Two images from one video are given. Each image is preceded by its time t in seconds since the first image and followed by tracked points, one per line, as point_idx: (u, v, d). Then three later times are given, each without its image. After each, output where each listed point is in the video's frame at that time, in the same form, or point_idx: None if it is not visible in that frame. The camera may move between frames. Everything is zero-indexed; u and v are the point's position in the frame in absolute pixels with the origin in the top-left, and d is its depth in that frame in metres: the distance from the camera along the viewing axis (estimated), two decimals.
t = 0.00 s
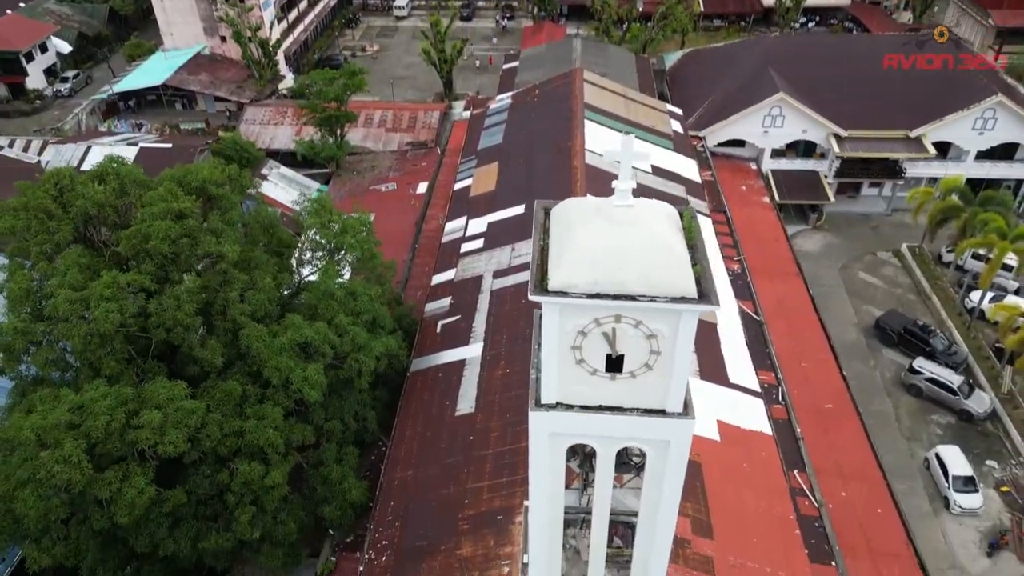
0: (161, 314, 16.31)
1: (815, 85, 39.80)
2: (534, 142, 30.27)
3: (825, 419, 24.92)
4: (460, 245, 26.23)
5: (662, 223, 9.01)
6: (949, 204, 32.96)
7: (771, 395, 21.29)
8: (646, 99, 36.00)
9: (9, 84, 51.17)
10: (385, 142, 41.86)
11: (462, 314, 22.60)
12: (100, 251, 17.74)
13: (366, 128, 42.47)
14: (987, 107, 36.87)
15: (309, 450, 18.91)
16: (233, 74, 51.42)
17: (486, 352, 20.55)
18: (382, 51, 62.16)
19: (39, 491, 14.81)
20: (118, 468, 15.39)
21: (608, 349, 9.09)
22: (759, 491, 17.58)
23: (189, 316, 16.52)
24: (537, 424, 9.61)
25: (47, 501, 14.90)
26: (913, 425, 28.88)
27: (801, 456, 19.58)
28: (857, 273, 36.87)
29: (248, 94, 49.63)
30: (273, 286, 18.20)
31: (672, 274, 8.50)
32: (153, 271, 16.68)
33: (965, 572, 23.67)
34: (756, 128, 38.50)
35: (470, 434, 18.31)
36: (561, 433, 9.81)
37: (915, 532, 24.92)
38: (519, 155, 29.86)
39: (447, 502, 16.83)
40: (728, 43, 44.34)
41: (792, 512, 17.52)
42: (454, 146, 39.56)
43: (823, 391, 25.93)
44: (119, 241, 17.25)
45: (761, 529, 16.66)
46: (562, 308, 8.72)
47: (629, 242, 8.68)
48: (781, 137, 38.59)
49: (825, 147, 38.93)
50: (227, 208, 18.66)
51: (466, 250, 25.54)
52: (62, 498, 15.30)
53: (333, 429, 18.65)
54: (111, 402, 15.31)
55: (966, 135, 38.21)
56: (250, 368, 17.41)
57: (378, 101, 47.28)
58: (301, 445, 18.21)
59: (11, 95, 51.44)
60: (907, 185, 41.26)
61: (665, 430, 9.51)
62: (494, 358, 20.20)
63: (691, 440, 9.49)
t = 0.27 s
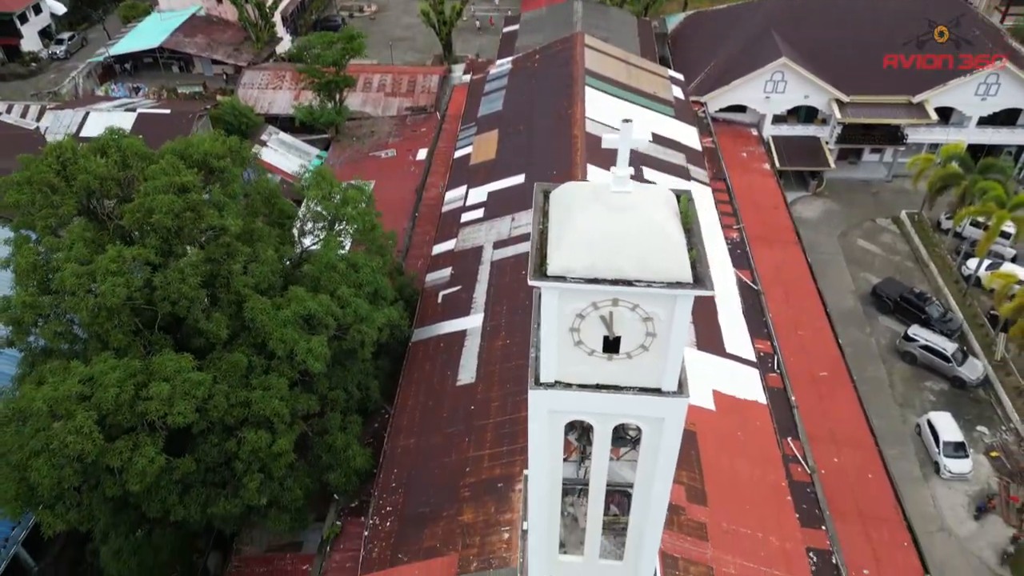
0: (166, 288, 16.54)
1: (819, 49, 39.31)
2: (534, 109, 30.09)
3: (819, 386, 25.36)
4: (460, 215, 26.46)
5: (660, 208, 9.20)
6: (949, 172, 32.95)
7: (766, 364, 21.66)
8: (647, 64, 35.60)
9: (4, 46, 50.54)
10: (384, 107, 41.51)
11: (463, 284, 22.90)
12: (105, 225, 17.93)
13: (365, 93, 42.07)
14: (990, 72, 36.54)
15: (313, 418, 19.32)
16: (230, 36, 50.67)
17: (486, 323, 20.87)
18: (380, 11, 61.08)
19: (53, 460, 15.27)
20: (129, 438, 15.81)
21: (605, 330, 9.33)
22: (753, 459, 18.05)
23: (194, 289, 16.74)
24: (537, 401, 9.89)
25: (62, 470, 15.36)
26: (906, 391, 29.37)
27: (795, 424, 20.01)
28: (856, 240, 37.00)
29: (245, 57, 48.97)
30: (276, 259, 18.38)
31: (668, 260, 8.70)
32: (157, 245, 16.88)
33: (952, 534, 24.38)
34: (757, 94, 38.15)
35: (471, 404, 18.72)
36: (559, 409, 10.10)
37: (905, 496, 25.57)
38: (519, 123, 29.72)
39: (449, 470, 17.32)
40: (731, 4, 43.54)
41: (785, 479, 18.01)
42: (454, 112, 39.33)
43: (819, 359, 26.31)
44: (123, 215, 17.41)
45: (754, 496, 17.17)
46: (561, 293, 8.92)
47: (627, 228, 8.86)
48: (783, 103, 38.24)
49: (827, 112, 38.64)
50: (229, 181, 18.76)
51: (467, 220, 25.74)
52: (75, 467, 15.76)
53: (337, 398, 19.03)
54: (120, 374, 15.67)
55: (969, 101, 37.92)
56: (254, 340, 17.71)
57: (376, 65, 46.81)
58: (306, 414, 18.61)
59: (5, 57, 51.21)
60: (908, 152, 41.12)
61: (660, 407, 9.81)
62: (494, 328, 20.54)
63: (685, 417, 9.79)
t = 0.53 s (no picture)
0: (172, 261, 16.78)
1: (823, 13, 38.82)
2: (534, 76, 29.90)
3: (814, 354, 25.80)
4: (461, 184, 26.65)
5: (658, 193, 9.41)
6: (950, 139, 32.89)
7: (762, 333, 22.00)
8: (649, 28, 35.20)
9: None
10: (384, 72, 41.11)
11: (464, 254, 23.25)
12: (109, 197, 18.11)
13: (364, 57, 41.62)
14: (995, 37, 36.19)
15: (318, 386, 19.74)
16: None
17: (487, 294, 21.17)
18: None
19: (67, 429, 15.73)
20: (139, 407, 16.23)
21: (603, 311, 9.60)
22: (747, 427, 18.51)
23: (199, 262, 16.96)
24: (537, 377, 10.21)
25: (76, 439, 15.83)
26: (900, 358, 29.81)
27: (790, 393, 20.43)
28: (855, 206, 37.06)
29: (242, 19, 48.27)
30: (279, 230, 18.55)
31: (665, 244, 8.95)
32: (161, 218, 17.07)
33: (941, 497, 25.04)
34: (760, 59, 37.78)
35: (472, 374, 19.12)
36: (558, 385, 10.43)
37: (895, 461, 26.18)
38: (519, 90, 29.56)
39: (450, 438, 17.80)
40: None
41: (778, 446, 18.49)
42: (454, 77, 39.00)
43: (815, 327, 26.67)
44: (127, 187, 17.57)
45: (748, 462, 17.66)
46: (560, 275, 9.17)
47: (625, 213, 9.08)
48: (786, 68, 37.86)
49: (829, 78, 38.33)
50: (231, 152, 18.85)
51: (467, 189, 25.98)
52: (89, 436, 16.22)
53: (341, 367, 19.41)
54: (130, 346, 16.02)
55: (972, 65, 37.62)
56: (260, 311, 18.01)
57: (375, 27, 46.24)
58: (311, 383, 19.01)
59: None
60: (910, 117, 40.89)
61: (656, 384, 10.13)
62: (495, 299, 20.88)
63: (680, 393, 10.11)
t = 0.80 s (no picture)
0: (177, 234, 17.01)
1: None
2: (535, 41, 29.64)
3: (810, 321, 26.18)
4: (461, 152, 26.90)
5: (656, 177, 9.63)
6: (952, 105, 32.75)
7: (760, 302, 22.30)
8: None
9: None
10: (383, 35, 40.58)
11: (465, 224, 23.59)
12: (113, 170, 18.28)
13: (363, 19, 41.06)
14: None
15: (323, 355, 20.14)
16: None
17: (488, 264, 21.54)
18: None
19: (80, 399, 16.17)
20: (149, 378, 16.63)
21: (602, 291, 9.87)
22: (742, 396, 18.96)
23: (204, 235, 17.18)
24: (538, 354, 10.53)
25: (89, 408, 16.30)
26: (896, 324, 30.19)
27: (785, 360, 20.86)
28: (856, 173, 37.03)
29: None
30: (282, 202, 18.72)
31: (662, 227, 9.19)
32: (166, 190, 17.25)
33: (931, 461, 25.66)
34: (763, 22, 37.32)
35: (474, 343, 19.50)
36: (558, 361, 10.75)
37: (888, 426, 26.76)
38: (520, 56, 29.33)
39: (453, 407, 18.26)
40: None
41: (771, 414, 18.98)
42: (454, 41, 38.56)
43: (812, 295, 27.01)
44: (131, 159, 17.72)
45: (742, 430, 18.14)
46: (560, 257, 9.43)
47: (624, 196, 9.31)
48: (789, 32, 37.43)
49: (833, 41, 37.93)
50: (232, 123, 18.91)
51: (467, 157, 26.23)
52: (101, 405, 16.66)
53: (345, 337, 19.79)
54: (138, 318, 16.34)
55: (977, 29, 37.21)
56: (264, 282, 18.28)
57: None
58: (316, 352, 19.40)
59: None
60: (914, 82, 40.58)
61: (653, 360, 10.45)
62: (496, 269, 21.23)
63: (676, 369, 10.44)
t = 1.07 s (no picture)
0: (182, 207, 17.21)
1: None
2: (536, 6, 29.29)
3: (807, 289, 26.50)
4: (461, 119, 26.82)
5: (654, 160, 9.83)
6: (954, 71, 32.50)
7: (758, 271, 22.56)
8: None
9: None
10: None
11: (466, 194, 23.75)
12: (116, 141, 18.41)
13: None
14: None
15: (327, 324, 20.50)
16: None
17: (490, 234, 21.86)
18: None
19: (91, 368, 16.57)
20: (158, 347, 17.00)
21: (601, 270, 10.15)
22: (739, 364, 19.36)
23: (208, 207, 17.37)
24: (538, 330, 10.85)
25: (100, 377, 16.72)
26: (892, 292, 30.51)
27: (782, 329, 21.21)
28: (857, 138, 36.90)
29: None
30: (284, 174, 18.88)
31: (659, 211, 9.43)
32: (170, 162, 17.40)
33: (922, 426, 26.24)
34: None
35: (475, 313, 19.84)
36: (558, 337, 11.08)
37: (881, 392, 27.28)
38: (521, 22, 29.02)
39: (454, 375, 18.69)
40: None
41: (767, 382, 19.38)
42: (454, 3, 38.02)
43: (809, 263, 27.27)
44: (133, 131, 17.85)
45: (737, 398, 18.59)
46: (560, 238, 9.69)
47: (623, 180, 9.53)
48: None
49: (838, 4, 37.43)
50: (234, 94, 18.94)
51: (468, 125, 26.21)
52: (112, 374, 17.07)
53: (348, 307, 20.13)
54: (145, 290, 16.62)
55: None
56: (268, 253, 18.51)
57: None
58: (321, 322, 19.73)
59: None
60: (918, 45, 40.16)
61: (649, 337, 10.77)
62: (497, 240, 21.53)
63: (672, 345, 10.77)
